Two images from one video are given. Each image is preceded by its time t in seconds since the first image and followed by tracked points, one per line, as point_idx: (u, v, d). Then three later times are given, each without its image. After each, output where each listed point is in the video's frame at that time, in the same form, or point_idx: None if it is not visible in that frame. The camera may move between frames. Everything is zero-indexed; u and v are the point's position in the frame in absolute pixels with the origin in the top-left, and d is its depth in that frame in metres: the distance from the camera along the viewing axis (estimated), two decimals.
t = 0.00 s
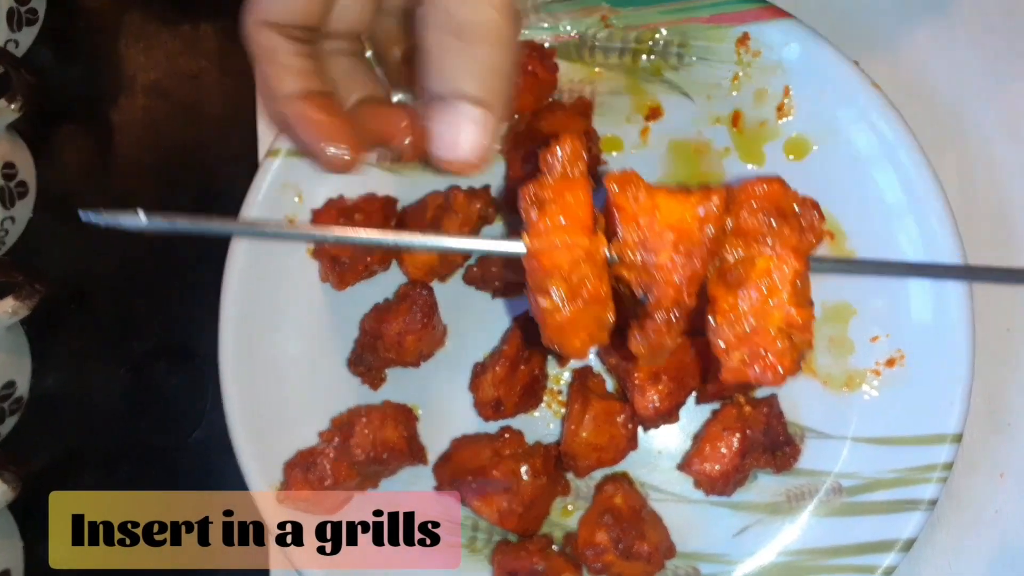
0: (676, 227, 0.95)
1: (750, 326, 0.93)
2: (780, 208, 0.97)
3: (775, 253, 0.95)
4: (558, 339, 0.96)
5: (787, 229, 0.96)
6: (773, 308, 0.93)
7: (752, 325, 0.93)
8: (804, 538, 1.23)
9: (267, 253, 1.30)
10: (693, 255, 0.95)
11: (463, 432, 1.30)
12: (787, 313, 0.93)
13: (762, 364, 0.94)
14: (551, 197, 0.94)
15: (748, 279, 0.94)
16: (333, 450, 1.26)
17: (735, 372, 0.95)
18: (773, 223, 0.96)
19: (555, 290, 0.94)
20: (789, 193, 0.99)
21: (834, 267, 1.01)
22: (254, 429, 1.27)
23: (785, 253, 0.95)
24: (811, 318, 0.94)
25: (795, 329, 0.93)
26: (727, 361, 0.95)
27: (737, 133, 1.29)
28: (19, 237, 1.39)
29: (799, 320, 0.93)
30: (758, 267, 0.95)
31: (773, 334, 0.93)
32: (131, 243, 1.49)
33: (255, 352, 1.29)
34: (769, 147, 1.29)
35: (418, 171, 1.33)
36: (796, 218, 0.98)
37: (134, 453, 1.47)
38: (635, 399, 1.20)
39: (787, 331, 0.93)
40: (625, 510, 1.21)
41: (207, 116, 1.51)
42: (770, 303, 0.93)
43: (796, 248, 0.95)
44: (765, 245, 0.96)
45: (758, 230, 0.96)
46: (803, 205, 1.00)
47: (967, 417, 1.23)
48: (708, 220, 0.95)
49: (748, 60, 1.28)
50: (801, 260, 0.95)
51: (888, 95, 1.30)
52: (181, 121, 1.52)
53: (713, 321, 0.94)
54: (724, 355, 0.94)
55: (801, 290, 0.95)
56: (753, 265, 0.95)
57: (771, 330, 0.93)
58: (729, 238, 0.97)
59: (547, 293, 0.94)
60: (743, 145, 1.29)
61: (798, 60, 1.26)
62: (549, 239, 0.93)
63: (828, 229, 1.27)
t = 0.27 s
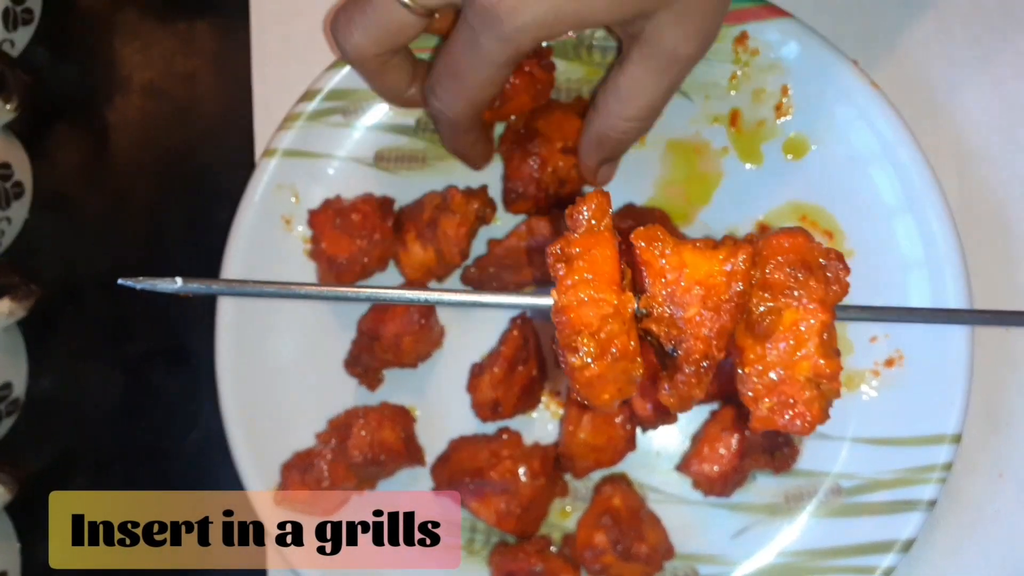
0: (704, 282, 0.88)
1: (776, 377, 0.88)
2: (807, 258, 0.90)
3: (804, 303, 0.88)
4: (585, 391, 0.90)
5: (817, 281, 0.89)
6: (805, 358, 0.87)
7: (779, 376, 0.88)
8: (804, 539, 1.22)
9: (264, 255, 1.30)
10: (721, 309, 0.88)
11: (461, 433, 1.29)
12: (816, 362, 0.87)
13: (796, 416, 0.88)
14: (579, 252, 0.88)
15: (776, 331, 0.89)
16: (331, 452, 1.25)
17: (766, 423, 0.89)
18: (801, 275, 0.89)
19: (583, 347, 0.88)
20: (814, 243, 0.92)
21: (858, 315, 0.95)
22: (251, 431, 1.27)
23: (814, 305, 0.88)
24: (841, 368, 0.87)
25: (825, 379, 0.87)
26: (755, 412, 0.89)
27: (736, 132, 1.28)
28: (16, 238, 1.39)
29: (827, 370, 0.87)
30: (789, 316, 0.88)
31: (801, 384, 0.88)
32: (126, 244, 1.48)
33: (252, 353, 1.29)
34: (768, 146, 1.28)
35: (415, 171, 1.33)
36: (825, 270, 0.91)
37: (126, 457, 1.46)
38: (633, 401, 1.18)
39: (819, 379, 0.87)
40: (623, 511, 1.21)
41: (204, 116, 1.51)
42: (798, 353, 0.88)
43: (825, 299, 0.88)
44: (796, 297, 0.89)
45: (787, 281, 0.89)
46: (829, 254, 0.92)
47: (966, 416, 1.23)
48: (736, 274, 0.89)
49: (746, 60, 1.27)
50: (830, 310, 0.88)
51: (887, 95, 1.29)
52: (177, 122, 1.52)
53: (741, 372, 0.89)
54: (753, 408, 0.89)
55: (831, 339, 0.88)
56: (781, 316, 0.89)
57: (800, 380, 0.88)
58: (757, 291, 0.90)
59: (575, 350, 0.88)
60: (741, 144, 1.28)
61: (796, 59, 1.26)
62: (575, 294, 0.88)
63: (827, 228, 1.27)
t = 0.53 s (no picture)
0: (716, 281, 0.88)
1: (787, 376, 0.88)
2: (820, 258, 0.90)
3: (817, 303, 0.88)
4: (596, 390, 0.89)
5: (829, 280, 0.89)
6: (816, 357, 0.87)
7: (791, 375, 0.88)
8: (805, 538, 1.23)
9: (267, 254, 1.31)
10: (734, 308, 0.88)
11: (462, 431, 1.29)
12: (827, 362, 0.87)
13: (807, 415, 0.88)
14: (591, 251, 0.87)
15: (788, 331, 0.88)
16: (332, 450, 1.26)
17: (776, 422, 0.89)
18: (814, 275, 0.89)
19: (595, 346, 0.87)
20: (827, 243, 0.92)
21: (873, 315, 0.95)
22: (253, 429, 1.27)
23: (826, 305, 0.88)
24: (852, 368, 0.87)
25: (836, 379, 0.87)
26: (767, 411, 0.89)
27: (737, 131, 1.29)
28: (19, 236, 1.44)
29: (838, 369, 0.87)
30: (801, 315, 0.88)
31: (813, 383, 0.88)
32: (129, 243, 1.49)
33: (254, 351, 1.30)
34: (768, 146, 1.28)
35: (417, 170, 1.33)
36: (837, 269, 0.91)
37: (129, 457, 1.46)
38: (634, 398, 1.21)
39: (830, 378, 0.87)
40: (624, 510, 1.21)
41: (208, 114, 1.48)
42: (810, 352, 0.88)
43: (838, 299, 0.88)
44: (808, 297, 0.89)
45: (800, 281, 0.89)
46: (841, 254, 0.92)
47: (966, 416, 1.23)
48: (749, 274, 0.88)
49: (747, 60, 1.27)
50: (842, 310, 0.88)
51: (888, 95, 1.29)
52: (179, 120, 1.50)
53: (753, 371, 0.89)
54: (764, 408, 0.89)
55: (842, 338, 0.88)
56: (793, 316, 0.89)
57: (811, 379, 0.88)
58: (769, 290, 0.90)
59: (587, 349, 0.87)
60: (743, 144, 1.29)
61: (797, 59, 1.26)
62: (587, 292, 0.87)
63: (828, 228, 1.27)
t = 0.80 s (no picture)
0: (731, 283, 0.91)
1: (801, 380, 0.91)
2: (833, 262, 0.93)
3: (831, 306, 0.91)
4: (608, 392, 0.92)
5: (843, 283, 0.91)
6: (831, 361, 0.90)
7: (805, 379, 0.90)
8: (801, 537, 1.24)
9: (269, 255, 1.32)
10: (749, 310, 0.91)
11: (462, 430, 1.31)
12: (841, 365, 0.90)
13: (821, 418, 0.90)
14: (602, 253, 0.90)
15: (803, 333, 0.91)
16: (333, 449, 1.27)
17: (790, 426, 0.91)
18: (828, 278, 0.92)
19: (608, 347, 0.90)
20: (842, 246, 0.94)
21: (888, 320, 0.97)
22: (255, 428, 1.29)
23: (841, 308, 0.91)
24: (866, 371, 0.90)
25: (850, 382, 0.90)
26: (781, 415, 0.91)
27: (735, 135, 1.30)
28: (21, 238, 1.47)
29: (853, 373, 0.89)
30: (817, 319, 0.91)
31: (827, 387, 0.90)
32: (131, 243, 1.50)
33: (256, 352, 1.31)
34: (765, 149, 1.30)
35: (417, 173, 1.35)
36: (851, 272, 0.93)
37: (132, 457, 1.47)
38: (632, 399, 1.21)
39: (845, 382, 0.90)
40: (622, 509, 1.22)
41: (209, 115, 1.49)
42: (824, 356, 0.90)
43: (852, 302, 0.91)
44: (822, 300, 0.92)
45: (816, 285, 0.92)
46: (856, 258, 0.95)
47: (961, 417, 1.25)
48: (763, 276, 0.90)
49: (744, 63, 1.29)
50: (858, 313, 0.91)
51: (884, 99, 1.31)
52: (180, 121, 1.51)
53: (767, 374, 0.92)
54: (777, 412, 0.91)
55: (856, 341, 0.91)
56: (808, 318, 0.91)
57: (826, 382, 0.90)
58: (784, 293, 0.93)
59: (599, 350, 0.90)
60: (740, 147, 1.30)
61: (793, 63, 1.27)
62: (599, 293, 0.89)
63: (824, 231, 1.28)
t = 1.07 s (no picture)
0: (766, 223, 0.88)
1: (833, 324, 0.88)
2: (871, 205, 0.90)
3: (866, 249, 0.88)
4: (637, 330, 0.88)
5: (879, 227, 0.89)
6: (863, 304, 0.87)
7: (836, 324, 0.88)
8: (802, 537, 1.25)
9: (273, 256, 1.33)
10: (784, 250, 0.88)
11: (464, 430, 1.32)
12: (875, 310, 0.87)
13: (851, 363, 0.87)
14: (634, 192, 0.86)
15: (836, 276, 0.89)
16: (337, 449, 1.27)
17: (819, 370, 0.88)
18: (864, 220, 0.89)
19: (640, 281, 0.86)
20: (877, 191, 0.91)
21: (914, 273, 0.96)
22: (258, 428, 1.30)
23: (875, 251, 0.88)
24: (900, 316, 0.87)
25: (883, 327, 0.87)
26: (810, 359, 0.89)
27: (735, 137, 1.31)
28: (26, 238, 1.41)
29: (887, 318, 0.87)
30: (849, 260, 0.88)
31: (860, 331, 0.87)
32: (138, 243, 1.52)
33: (260, 352, 1.32)
34: (766, 150, 1.30)
35: (419, 174, 1.36)
36: (886, 216, 0.91)
37: (131, 456, 1.49)
38: (633, 398, 1.22)
39: (877, 328, 0.87)
40: (623, 508, 1.22)
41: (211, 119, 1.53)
42: (858, 299, 0.88)
43: (887, 245, 0.88)
44: (857, 242, 0.89)
45: (849, 226, 0.89)
46: (891, 203, 0.92)
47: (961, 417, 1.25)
48: (800, 215, 0.88)
49: (746, 65, 1.30)
50: (892, 257, 0.88)
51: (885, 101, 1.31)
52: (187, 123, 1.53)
53: (797, 318, 0.89)
54: (808, 357, 0.89)
55: (888, 287, 0.88)
56: (841, 261, 0.89)
57: (858, 327, 0.87)
58: (818, 234, 0.90)
59: (632, 283, 0.86)
60: (741, 149, 1.31)
61: (795, 64, 1.28)
62: (631, 232, 0.86)
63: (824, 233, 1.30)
